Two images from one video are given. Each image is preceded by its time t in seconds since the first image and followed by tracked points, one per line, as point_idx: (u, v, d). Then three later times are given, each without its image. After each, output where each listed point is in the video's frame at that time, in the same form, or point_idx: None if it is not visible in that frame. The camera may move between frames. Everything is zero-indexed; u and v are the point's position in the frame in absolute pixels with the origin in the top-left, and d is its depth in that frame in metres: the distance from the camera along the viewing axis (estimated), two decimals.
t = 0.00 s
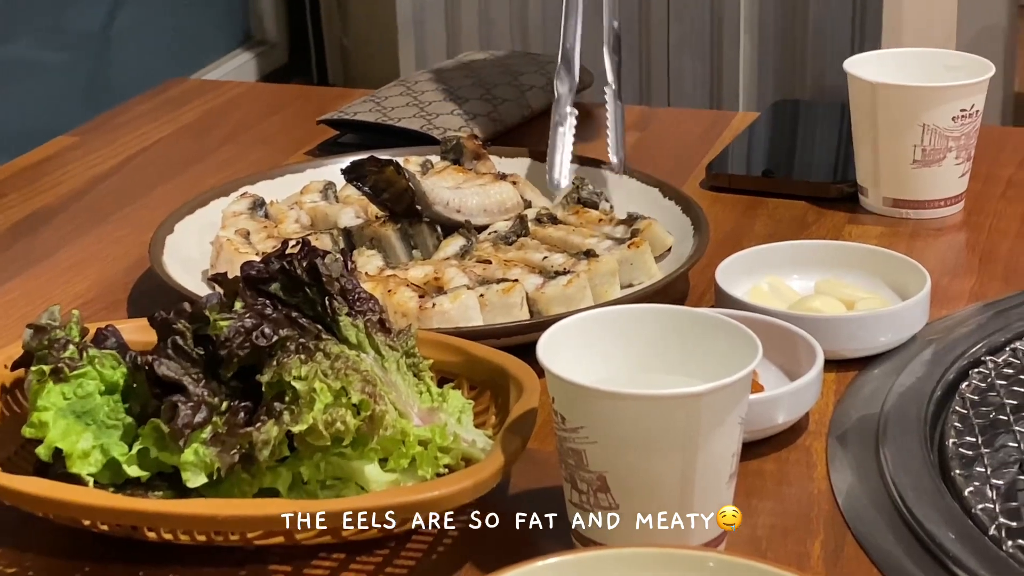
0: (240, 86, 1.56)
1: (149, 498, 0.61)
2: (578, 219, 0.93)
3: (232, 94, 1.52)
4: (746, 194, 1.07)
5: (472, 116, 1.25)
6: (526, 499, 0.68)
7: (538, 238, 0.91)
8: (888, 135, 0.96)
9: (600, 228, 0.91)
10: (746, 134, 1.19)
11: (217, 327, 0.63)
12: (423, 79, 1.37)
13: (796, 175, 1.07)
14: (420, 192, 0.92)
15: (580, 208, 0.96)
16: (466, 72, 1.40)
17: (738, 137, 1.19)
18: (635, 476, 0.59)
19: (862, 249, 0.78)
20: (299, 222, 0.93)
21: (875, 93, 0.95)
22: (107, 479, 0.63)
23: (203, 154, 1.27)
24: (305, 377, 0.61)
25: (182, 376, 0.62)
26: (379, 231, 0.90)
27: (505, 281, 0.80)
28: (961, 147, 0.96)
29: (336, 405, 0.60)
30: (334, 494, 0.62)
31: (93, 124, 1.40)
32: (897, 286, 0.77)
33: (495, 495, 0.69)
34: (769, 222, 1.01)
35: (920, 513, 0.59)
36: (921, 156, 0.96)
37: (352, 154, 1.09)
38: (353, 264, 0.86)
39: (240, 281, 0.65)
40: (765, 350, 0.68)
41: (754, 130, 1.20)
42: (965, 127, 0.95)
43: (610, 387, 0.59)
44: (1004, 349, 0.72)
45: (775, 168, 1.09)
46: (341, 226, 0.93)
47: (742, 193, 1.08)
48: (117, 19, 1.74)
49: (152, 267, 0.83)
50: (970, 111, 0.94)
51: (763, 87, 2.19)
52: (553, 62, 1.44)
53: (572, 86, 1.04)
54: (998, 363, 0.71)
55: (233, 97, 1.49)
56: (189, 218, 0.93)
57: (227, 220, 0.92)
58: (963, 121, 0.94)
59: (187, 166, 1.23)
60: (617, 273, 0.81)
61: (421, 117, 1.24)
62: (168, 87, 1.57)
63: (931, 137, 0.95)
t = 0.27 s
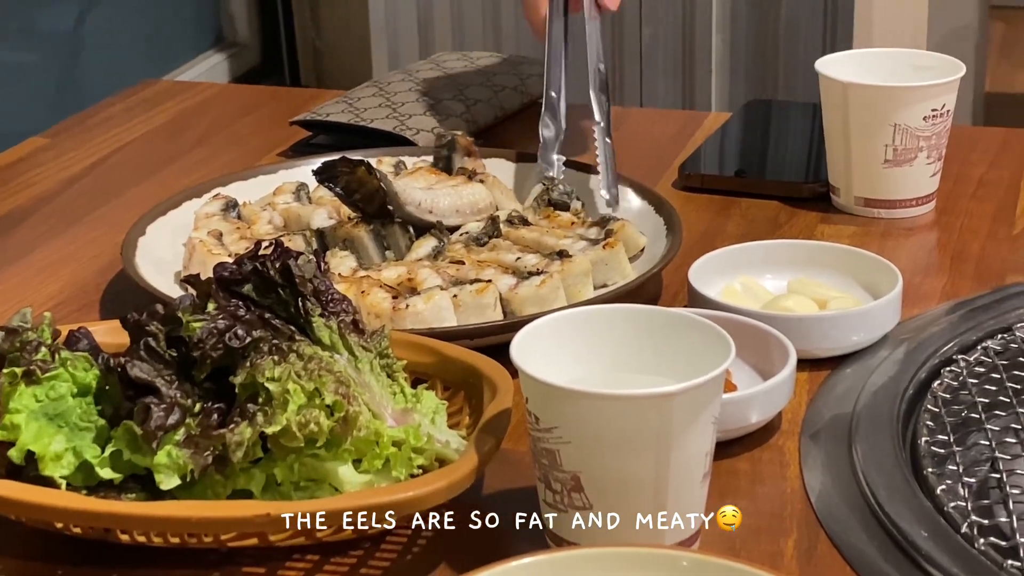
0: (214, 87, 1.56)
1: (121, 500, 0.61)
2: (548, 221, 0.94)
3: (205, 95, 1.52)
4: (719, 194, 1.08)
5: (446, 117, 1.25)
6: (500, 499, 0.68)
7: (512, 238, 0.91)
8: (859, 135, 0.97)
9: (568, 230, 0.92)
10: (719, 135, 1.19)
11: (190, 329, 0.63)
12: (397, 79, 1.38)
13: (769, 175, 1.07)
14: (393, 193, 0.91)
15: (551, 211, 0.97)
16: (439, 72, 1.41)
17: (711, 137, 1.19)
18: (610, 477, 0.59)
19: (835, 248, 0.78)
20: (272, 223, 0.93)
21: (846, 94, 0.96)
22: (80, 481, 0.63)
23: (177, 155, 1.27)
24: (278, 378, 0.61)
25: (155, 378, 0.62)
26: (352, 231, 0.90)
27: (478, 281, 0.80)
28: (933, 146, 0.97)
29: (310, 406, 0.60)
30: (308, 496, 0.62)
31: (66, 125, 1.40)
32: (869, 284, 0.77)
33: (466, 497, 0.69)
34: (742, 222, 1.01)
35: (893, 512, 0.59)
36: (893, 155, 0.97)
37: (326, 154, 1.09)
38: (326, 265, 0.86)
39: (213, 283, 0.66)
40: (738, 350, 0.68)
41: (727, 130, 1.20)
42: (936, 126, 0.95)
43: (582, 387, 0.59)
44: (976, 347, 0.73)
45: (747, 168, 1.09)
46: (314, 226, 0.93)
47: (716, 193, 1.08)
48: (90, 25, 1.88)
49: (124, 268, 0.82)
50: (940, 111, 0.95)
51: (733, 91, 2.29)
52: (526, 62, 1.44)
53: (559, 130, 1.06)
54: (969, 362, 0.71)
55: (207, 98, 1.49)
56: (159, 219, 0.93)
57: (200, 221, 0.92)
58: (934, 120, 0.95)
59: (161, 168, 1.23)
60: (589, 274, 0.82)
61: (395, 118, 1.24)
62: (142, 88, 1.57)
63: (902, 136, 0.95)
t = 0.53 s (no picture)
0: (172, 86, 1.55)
1: (78, 502, 0.60)
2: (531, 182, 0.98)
3: (162, 95, 1.51)
4: (677, 191, 1.08)
5: (404, 116, 1.25)
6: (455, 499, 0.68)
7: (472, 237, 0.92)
8: (815, 132, 0.97)
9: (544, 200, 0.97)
10: (675, 134, 1.20)
11: (147, 328, 0.63)
12: (356, 79, 1.37)
13: (728, 173, 1.08)
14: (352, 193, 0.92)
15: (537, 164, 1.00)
16: (397, 70, 1.41)
17: (668, 136, 1.20)
18: (571, 476, 0.56)
19: (793, 245, 0.79)
20: (230, 222, 0.93)
21: (802, 92, 0.96)
22: (37, 482, 0.62)
23: (135, 155, 1.26)
24: (236, 378, 0.60)
25: (113, 378, 0.62)
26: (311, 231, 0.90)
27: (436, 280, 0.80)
28: (888, 143, 0.97)
29: (268, 406, 0.60)
30: (266, 495, 0.62)
31: (20, 126, 1.38)
32: (829, 282, 0.78)
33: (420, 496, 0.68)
34: (700, 220, 1.01)
35: (850, 507, 0.58)
36: (848, 152, 0.97)
37: (285, 153, 1.09)
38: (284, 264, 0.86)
39: (170, 282, 0.65)
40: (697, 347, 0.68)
41: (685, 129, 1.20)
42: (891, 123, 0.96)
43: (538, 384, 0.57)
44: (931, 344, 0.72)
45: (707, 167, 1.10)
46: (272, 226, 0.93)
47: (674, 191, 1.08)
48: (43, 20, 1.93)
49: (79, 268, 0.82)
50: (895, 108, 0.95)
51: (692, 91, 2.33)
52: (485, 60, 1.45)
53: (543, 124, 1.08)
54: (925, 357, 0.71)
55: (165, 97, 1.48)
56: (111, 218, 0.92)
57: (157, 221, 0.92)
58: (889, 117, 0.95)
59: (117, 169, 1.22)
60: (549, 271, 0.81)
61: (354, 117, 1.24)
62: (98, 88, 1.55)
63: (858, 133, 0.96)
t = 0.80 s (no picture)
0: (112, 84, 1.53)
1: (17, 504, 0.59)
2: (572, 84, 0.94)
3: (102, 93, 1.49)
4: (618, 187, 1.08)
5: (347, 114, 1.24)
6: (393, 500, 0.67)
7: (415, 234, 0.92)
8: (755, 128, 0.98)
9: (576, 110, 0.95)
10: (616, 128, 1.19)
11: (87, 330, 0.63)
12: (297, 75, 1.36)
13: (670, 168, 1.08)
14: (295, 190, 0.91)
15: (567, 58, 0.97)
16: (339, 65, 1.40)
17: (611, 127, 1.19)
18: (513, 470, 0.55)
19: (734, 238, 0.79)
20: (171, 220, 0.92)
21: (742, 88, 0.97)
22: None
23: (74, 155, 1.25)
24: (177, 378, 0.60)
25: (52, 380, 0.61)
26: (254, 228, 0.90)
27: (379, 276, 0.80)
28: (827, 137, 0.98)
29: (210, 405, 0.59)
30: (208, 495, 0.60)
31: None
32: (769, 276, 0.78)
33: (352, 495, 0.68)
34: (640, 217, 1.01)
35: (791, 501, 0.55)
36: (789, 146, 0.98)
37: (228, 151, 1.08)
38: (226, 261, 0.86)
39: (111, 282, 0.65)
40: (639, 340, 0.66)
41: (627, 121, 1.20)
42: (830, 118, 0.97)
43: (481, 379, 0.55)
44: (872, 335, 0.69)
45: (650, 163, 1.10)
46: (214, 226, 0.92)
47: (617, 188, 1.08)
48: None
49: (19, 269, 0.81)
50: (834, 103, 0.96)
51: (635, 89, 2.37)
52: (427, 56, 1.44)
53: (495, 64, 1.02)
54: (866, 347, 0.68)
55: (105, 96, 1.47)
56: (42, 216, 0.90)
57: (97, 220, 0.91)
58: (828, 112, 0.96)
59: (57, 169, 1.20)
60: (493, 267, 0.82)
61: (299, 115, 1.23)
62: (35, 87, 1.53)
63: (798, 128, 0.97)
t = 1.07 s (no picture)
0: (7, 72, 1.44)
1: None
2: (756, 23, 0.74)
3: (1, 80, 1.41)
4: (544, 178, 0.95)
5: (256, 102, 1.13)
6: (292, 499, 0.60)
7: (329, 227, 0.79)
8: (665, 118, 0.86)
9: (771, 61, 0.74)
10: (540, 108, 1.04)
11: None
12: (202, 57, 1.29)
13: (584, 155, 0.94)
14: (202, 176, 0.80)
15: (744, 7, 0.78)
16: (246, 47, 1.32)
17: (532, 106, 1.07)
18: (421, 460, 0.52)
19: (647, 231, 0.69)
20: (76, 214, 0.83)
21: (658, 72, 0.85)
22: None
23: None
24: (79, 373, 0.54)
25: None
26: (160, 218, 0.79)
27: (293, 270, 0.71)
28: (742, 124, 0.87)
29: (115, 400, 0.54)
30: (114, 493, 0.56)
31: None
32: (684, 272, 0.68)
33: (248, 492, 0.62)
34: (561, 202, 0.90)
35: (703, 488, 0.54)
36: (704, 134, 0.87)
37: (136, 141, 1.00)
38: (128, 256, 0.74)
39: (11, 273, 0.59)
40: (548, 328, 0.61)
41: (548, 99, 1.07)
42: (745, 105, 0.86)
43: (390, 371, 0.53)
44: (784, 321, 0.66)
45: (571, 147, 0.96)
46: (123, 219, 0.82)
47: (532, 175, 0.95)
48: None
49: None
50: (748, 89, 0.85)
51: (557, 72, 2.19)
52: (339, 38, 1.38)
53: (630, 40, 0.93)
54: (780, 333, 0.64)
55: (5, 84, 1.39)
56: None
57: None
58: (740, 99, 0.85)
59: None
60: (408, 260, 0.72)
61: (205, 103, 1.12)
62: None
63: (711, 115, 0.86)
